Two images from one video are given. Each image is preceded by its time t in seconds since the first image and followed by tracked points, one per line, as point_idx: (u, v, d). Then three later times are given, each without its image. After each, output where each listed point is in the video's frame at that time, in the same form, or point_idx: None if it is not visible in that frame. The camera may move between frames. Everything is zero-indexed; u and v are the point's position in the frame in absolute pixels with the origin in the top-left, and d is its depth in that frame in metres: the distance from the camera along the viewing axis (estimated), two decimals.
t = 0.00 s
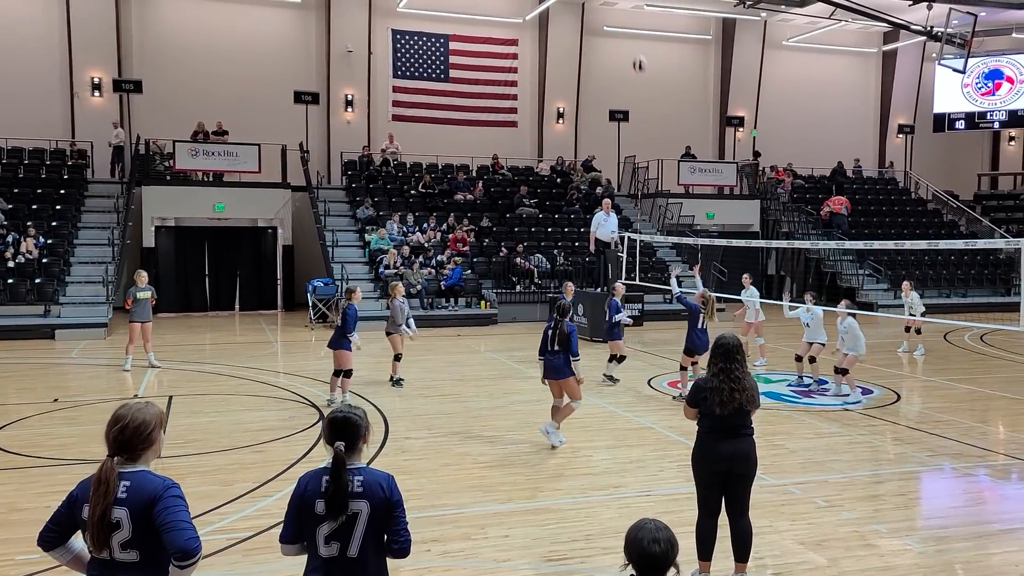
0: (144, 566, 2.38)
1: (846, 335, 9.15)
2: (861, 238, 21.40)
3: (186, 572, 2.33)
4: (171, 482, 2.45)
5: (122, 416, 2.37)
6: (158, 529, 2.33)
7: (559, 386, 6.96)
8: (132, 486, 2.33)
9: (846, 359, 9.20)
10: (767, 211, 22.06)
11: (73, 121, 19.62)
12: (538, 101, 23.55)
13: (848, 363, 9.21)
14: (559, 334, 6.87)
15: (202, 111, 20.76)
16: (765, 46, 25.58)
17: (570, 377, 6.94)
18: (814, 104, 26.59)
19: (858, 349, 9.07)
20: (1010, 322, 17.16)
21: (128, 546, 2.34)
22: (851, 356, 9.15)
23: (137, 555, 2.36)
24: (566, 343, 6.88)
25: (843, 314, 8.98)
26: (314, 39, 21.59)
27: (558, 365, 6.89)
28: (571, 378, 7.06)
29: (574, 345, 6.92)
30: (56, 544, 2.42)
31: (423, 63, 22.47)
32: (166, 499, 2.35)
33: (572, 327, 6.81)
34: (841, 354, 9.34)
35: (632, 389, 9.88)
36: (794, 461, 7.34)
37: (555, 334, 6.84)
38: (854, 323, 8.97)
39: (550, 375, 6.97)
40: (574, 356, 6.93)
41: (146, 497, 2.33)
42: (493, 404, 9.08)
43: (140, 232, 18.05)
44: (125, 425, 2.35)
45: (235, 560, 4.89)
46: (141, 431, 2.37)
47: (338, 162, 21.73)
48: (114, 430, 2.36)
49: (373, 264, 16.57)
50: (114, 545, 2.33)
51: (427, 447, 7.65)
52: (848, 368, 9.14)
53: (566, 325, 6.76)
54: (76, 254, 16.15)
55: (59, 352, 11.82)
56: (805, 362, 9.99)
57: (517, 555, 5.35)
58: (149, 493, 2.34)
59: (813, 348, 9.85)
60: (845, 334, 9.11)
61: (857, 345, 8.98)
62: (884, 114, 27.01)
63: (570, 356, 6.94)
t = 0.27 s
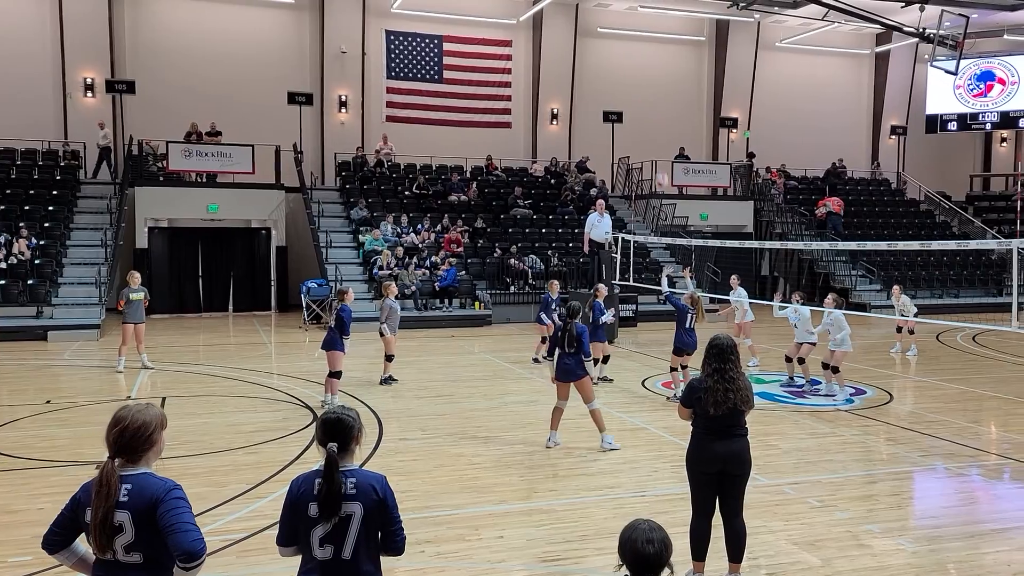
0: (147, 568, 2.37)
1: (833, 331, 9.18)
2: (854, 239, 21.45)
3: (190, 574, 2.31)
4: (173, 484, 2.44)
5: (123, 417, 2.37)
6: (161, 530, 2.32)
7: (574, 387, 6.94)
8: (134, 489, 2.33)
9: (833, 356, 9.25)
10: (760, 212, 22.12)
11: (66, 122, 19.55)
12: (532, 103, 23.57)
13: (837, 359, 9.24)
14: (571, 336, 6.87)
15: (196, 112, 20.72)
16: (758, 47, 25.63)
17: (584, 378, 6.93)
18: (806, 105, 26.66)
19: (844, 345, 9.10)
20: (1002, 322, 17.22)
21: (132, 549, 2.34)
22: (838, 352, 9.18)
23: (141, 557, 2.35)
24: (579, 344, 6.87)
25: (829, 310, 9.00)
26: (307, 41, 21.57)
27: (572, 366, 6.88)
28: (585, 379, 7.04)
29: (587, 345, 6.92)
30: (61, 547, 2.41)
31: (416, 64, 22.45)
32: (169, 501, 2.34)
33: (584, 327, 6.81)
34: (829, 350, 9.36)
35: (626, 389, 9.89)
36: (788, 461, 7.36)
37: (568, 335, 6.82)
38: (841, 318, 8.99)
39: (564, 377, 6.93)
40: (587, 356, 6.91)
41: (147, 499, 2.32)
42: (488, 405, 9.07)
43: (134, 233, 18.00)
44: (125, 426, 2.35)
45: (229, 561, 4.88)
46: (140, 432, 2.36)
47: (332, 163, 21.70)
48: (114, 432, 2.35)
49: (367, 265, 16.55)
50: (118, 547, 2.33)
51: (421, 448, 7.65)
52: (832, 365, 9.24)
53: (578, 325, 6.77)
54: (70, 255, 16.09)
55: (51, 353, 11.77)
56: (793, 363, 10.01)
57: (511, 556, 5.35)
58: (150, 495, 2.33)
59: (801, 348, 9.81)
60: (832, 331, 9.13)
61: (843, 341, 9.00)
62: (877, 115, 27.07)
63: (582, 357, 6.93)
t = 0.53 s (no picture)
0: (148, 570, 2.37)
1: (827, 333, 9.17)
2: (849, 240, 21.49)
3: None
4: (174, 486, 2.43)
5: (125, 420, 2.37)
6: (161, 533, 2.32)
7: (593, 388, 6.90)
8: (135, 491, 2.32)
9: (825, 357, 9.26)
10: (756, 213, 22.15)
11: (60, 123, 19.50)
12: (528, 104, 23.56)
13: (828, 361, 9.27)
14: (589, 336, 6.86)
15: (191, 113, 20.69)
16: (753, 49, 25.67)
17: (603, 378, 6.92)
18: (802, 107, 26.71)
19: (835, 347, 9.13)
20: (997, 323, 17.25)
21: (133, 551, 2.33)
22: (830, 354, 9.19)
23: (141, 558, 2.35)
24: (598, 344, 6.86)
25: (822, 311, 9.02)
26: (303, 42, 21.55)
27: (592, 366, 6.86)
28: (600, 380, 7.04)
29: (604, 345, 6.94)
30: (63, 549, 2.40)
31: (412, 65, 22.42)
32: (169, 504, 2.34)
33: (602, 327, 6.82)
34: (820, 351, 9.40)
35: (622, 390, 9.90)
36: (783, 462, 7.37)
37: (589, 336, 6.76)
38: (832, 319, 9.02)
39: (582, 379, 6.87)
40: (605, 356, 6.92)
41: (148, 501, 2.32)
42: (484, 406, 9.07)
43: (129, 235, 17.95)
44: (127, 428, 2.34)
45: (224, 563, 4.87)
46: (143, 434, 2.36)
47: (327, 165, 21.67)
48: (117, 434, 2.34)
49: (363, 267, 16.53)
50: (119, 550, 2.33)
51: (417, 450, 7.64)
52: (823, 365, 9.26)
53: (597, 325, 6.76)
54: (65, 256, 16.05)
55: (45, 355, 11.73)
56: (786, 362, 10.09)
57: (507, 557, 5.35)
58: (152, 498, 2.33)
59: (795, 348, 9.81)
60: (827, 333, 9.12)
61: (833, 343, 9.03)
62: (872, 116, 27.13)
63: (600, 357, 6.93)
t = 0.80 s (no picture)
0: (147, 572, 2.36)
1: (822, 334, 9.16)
2: (845, 241, 21.55)
3: None
4: (174, 488, 2.42)
5: (126, 421, 2.37)
6: (161, 535, 2.31)
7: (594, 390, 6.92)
8: (136, 492, 2.32)
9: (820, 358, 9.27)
10: (752, 214, 22.19)
11: (56, 124, 19.46)
12: (524, 105, 23.59)
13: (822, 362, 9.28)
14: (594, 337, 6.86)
15: (187, 114, 20.67)
16: (749, 50, 25.73)
17: (605, 381, 6.93)
18: (797, 108, 26.76)
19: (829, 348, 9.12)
20: (992, 323, 17.31)
21: (131, 553, 2.32)
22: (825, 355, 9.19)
23: (140, 560, 2.33)
24: (602, 346, 6.87)
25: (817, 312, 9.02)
26: (299, 43, 21.54)
27: (596, 368, 6.87)
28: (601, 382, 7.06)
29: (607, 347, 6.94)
30: (63, 550, 2.40)
31: (408, 67, 22.43)
32: (169, 506, 2.33)
33: (608, 329, 6.82)
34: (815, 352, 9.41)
35: (618, 391, 9.91)
36: (779, 463, 7.38)
37: (594, 337, 6.77)
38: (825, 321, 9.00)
39: (584, 380, 6.89)
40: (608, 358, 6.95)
41: (149, 503, 2.31)
42: (480, 408, 9.07)
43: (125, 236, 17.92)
44: (129, 430, 2.35)
45: (221, 566, 4.86)
46: (146, 436, 2.37)
47: (324, 166, 21.67)
48: (119, 436, 2.35)
49: (359, 268, 16.54)
50: (118, 552, 2.32)
51: (414, 451, 7.63)
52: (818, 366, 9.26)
53: (603, 327, 6.76)
54: (61, 258, 16.02)
55: (41, 357, 11.70)
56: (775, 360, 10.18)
57: (503, 558, 5.34)
58: (152, 499, 2.32)
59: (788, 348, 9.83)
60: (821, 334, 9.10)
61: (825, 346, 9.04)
62: (867, 118, 27.20)
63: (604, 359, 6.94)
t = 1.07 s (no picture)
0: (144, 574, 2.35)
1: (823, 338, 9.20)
2: (840, 242, 21.60)
3: None
4: (172, 490, 2.42)
5: (124, 423, 2.37)
6: (158, 537, 2.30)
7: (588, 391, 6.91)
8: (133, 494, 2.31)
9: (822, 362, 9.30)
10: (747, 215, 22.23)
11: (51, 125, 19.42)
12: (520, 107, 23.61)
13: (824, 365, 9.33)
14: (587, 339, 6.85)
15: (183, 115, 20.64)
16: (745, 51, 25.78)
17: (599, 383, 6.90)
18: (793, 109, 26.81)
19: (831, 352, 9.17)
20: (986, 325, 17.37)
21: (128, 554, 2.31)
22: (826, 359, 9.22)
23: (136, 562, 2.33)
24: (597, 347, 6.86)
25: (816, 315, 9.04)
26: (295, 44, 21.53)
27: (588, 369, 6.85)
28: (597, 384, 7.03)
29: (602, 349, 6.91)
30: (60, 551, 2.39)
31: (404, 68, 22.43)
32: (167, 508, 2.32)
33: (601, 330, 6.79)
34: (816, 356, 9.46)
35: (614, 392, 9.91)
36: (775, 463, 7.39)
37: (589, 339, 6.77)
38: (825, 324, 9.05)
39: (578, 381, 6.89)
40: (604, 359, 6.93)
41: (146, 505, 2.30)
42: (476, 409, 9.06)
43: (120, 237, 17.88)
44: (127, 431, 2.34)
45: (216, 567, 4.85)
46: (144, 438, 2.36)
47: (319, 167, 21.65)
48: (118, 437, 2.35)
49: (355, 269, 16.54)
50: (114, 553, 2.31)
51: (410, 453, 7.62)
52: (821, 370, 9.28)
53: (597, 328, 6.74)
54: (56, 259, 15.98)
55: (36, 359, 11.67)
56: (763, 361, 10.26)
57: (499, 560, 5.34)
58: (150, 501, 2.31)
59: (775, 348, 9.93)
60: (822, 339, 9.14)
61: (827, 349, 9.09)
62: (862, 119, 27.26)
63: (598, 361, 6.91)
